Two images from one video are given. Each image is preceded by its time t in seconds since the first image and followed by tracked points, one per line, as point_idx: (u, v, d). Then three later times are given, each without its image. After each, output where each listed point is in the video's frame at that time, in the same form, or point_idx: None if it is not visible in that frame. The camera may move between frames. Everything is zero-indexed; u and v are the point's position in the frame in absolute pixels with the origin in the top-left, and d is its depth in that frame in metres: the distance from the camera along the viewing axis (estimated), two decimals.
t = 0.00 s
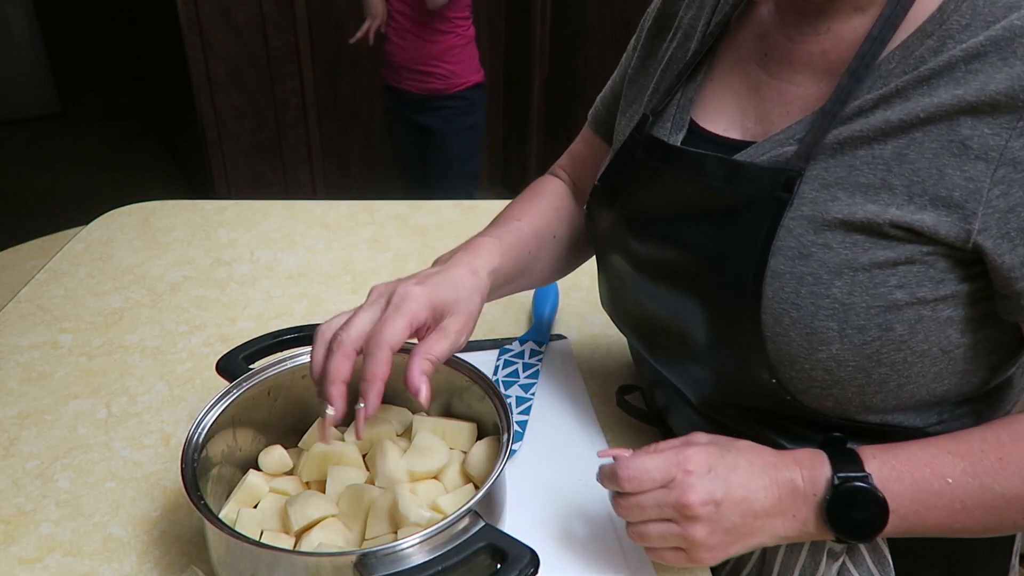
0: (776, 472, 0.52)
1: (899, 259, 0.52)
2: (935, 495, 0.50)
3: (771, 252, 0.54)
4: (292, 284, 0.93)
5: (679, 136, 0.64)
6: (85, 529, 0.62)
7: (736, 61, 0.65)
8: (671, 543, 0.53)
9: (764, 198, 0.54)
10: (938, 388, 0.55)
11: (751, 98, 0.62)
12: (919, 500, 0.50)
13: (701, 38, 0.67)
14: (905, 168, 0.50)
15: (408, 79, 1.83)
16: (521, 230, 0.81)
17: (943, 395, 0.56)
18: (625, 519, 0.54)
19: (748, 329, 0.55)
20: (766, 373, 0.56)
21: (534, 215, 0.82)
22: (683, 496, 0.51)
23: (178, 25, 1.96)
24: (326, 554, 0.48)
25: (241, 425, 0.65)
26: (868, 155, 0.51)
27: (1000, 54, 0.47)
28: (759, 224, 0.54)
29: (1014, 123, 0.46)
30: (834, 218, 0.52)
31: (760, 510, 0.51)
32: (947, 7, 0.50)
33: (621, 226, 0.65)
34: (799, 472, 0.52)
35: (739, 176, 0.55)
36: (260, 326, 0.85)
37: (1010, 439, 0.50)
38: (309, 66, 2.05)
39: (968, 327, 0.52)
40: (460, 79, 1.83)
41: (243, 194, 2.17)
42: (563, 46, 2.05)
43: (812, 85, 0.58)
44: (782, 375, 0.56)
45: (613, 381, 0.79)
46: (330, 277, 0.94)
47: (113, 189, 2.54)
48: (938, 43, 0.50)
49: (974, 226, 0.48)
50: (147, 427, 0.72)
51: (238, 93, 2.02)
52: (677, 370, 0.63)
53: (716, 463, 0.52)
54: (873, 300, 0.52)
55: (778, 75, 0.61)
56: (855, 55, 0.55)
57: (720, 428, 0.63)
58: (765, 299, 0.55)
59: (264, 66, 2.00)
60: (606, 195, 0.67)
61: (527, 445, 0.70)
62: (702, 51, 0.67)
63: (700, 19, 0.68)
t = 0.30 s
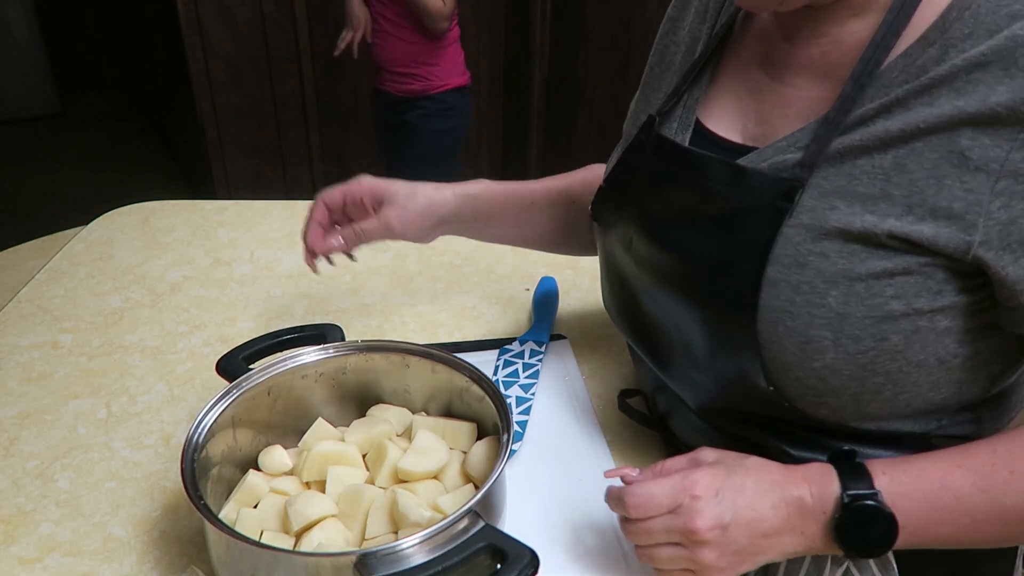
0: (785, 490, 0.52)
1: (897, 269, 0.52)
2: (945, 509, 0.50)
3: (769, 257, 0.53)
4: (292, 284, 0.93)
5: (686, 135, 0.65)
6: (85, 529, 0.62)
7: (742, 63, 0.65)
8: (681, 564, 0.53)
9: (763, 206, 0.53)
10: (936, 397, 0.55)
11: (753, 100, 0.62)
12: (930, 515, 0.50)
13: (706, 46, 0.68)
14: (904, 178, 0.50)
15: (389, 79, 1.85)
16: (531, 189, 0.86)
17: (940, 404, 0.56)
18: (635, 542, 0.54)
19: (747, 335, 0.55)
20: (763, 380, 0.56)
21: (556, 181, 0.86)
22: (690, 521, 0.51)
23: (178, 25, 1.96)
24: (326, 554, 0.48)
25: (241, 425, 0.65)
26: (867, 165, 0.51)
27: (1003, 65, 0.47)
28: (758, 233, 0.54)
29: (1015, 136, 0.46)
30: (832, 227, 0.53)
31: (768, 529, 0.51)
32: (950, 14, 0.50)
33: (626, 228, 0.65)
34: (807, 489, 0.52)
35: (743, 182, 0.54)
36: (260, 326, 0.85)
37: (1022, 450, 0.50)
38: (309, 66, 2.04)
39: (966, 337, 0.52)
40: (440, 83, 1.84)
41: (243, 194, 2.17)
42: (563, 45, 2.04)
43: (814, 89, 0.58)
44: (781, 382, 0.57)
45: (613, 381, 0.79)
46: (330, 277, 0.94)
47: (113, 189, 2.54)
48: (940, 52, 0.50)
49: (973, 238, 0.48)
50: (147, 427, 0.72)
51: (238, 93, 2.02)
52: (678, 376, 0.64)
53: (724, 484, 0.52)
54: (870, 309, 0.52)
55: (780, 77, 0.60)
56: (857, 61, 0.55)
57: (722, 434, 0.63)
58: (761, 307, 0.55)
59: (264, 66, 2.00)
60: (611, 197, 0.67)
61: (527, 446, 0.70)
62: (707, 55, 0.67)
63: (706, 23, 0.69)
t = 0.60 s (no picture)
0: (759, 467, 0.52)
1: (882, 261, 0.52)
2: (922, 499, 0.50)
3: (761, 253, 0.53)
4: (293, 284, 0.93)
5: (683, 133, 0.65)
6: (85, 529, 0.62)
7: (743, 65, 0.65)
8: (648, 532, 0.53)
9: (756, 202, 0.53)
10: (925, 395, 0.54)
11: (751, 99, 0.62)
12: (904, 504, 0.50)
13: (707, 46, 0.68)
14: (891, 170, 0.50)
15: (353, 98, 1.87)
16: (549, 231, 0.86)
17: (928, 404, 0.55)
18: (605, 506, 0.55)
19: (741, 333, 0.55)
20: (754, 375, 0.56)
21: (570, 218, 0.86)
22: (659, 487, 0.51)
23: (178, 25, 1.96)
24: (326, 554, 0.48)
25: (241, 425, 0.65)
26: (855, 156, 0.52)
27: (991, 58, 0.47)
28: (750, 229, 0.54)
29: (1001, 127, 0.46)
30: (819, 218, 0.53)
31: (740, 504, 0.51)
32: (941, 10, 0.50)
33: (625, 229, 0.65)
34: (782, 468, 0.52)
35: (735, 177, 0.54)
36: (260, 326, 0.85)
37: (1003, 447, 0.50)
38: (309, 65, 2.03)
39: (954, 333, 0.52)
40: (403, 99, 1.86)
41: (243, 194, 2.17)
42: (563, 45, 2.04)
43: (810, 87, 0.58)
44: (769, 374, 0.57)
45: (613, 381, 0.79)
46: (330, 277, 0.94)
47: (114, 189, 2.54)
48: (931, 46, 0.50)
49: (957, 229, 0.48)
50: (147, 427, 0.72)
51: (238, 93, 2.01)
52: (674, 375, 0.63)
53: (697, 454, 0.52)
54: (854, 301, 0.52)
55: (778, 76, 0.60)
56: (852, 59, 0.55)
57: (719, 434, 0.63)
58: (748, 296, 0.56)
59: (264, 66, 2.01)
60: (611, 198, 0.67)
61: (527, 446, 0.70)
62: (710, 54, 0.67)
63: (711, 26, 0.69)
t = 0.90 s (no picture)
0: (778, 486, 0.52)
1: (881, 264, 0.52)
2: (940, 504, 0.50)
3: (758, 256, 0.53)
4: (293, 284, 0.93)
5: (678, 138, 0.65)
6: (85, 529, 0.62)
7: (735, 67, 0.65)
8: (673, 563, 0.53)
9: (753, 205, 0.53)
10: (925, 396, 0.54)
11: (745, 102, 0.62)
12: (923, 512, 0.50)
13: (699, 47, 0.68)
14: (889, 174, 0.50)
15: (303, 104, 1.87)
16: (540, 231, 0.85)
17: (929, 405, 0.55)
18: (626, 540, 0.54)
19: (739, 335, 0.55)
20: (753, 378, 0.56)
21: (562, 216, 0.86)
22: (682, 522, 0.51)
23: (178, 25, 1.96)
24: (326, 554, 0.48)
25: (241, 425, 0.65)
26: (853, 160, 0.51)
27: (989, 61, 0.47)
28: (747, 231, 0.54)
29: (1001, 130, 0.46)
30: (818, 222, 0.53)
31: (762, 527, 0.51)
32: (936, 12, 0.50)
33: (620, 231, 0.65)
34: (801, 485, 0.52)
35: (732, 180, 0.54)
36: (260, 326, 0.85)
37: (1017, 449, 0.49)
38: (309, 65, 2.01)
39: (954, 334, 0.52)
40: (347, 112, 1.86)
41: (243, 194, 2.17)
42: (563, 45, 2.05)
43: (804, 90, 0.58)
44: (768, 378, 0.57)
45: (613, 381, 0.79)
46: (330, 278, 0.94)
47: (114, 189, 2.54)
48: (928, 49, 0.50)
49: (957, 233, 0.48)
50: (147, 427, 0.72)
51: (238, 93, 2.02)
52: (671, 377, 0.63)
53: (717, 483, 0.52)
54: (854, 305, 0.52)
55: (773, 78, 0.60)
56: (846, 62, 0.55)
57: (717, 435, 0.63)
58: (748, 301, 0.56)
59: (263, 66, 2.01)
60: (607, 200, 0.68)
61: (527, 445, 0.70)
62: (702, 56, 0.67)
63: (700, 28, 0.70)
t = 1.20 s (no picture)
0: (780, 483, 0.52)
1: (883, 265, 0.52)
2: (939, 502, 0.50)
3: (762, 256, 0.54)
4: (293, 284, 0.93)
5: (679, 140, 0.65)
6: (85, 529, 0.62)
7: (735, 68, 0.65)
8: (676, 561, 0.53)
9: (755, 206, 0.53)
10: (927, 395, 0.54)
11: (745, 104, 0.62)
12: (925, 509, 0.50)
13: (697, 49, 0.68)
14: (891, 175, 0.50)
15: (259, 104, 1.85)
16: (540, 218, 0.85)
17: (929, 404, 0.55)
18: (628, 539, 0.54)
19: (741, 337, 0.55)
20: (755, 379, 0.56)
21: (562, 207, 0.85)
22: (685, 519, 0.50)
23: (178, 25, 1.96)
24: (326, 554, 0.48)
25: (242, 425, 0.65)
26: (855, 162, 0.51)
27: (988, 62, 0.47)
28: (749, 232, 0.54)
29: (1001, 131, 0.46)
30: (820, 224, 0.53)
31: (765, 524, 0.51)
32: (936, 13, 0.50)
33: (620, 230, 0.65)
34: (803, 481, 0.52)
35: (734, 182, 0.55)
36: (260, 326, 0.85)
37: (1018, 446, 0.49)
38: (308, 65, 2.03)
39: (956, 334, 0.52)
40: (314, 115, 1.83)
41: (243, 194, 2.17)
42: (562, 45, 2.05)
43: (804, 92, 0.58)
44: (771, 380, 0.57)
45: (614, 381, 0.79)
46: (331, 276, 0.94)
47: (113, 189, 2.54)
48: (927, 50, 0.50)
49: (959, 234, 0.48)
50: (147, 427, 0.72)
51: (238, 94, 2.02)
52: (673, 378, 0.63)
53: (719, 479, 0.52)
54: (856, 306, 0.52)
55: (773, 79, 0.60)
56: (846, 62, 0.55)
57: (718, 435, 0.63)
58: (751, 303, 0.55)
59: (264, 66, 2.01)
60: (607, 200, 0.68)
61: (527, 446, 0.70)
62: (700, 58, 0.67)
63: (698, 29, 0.70)
